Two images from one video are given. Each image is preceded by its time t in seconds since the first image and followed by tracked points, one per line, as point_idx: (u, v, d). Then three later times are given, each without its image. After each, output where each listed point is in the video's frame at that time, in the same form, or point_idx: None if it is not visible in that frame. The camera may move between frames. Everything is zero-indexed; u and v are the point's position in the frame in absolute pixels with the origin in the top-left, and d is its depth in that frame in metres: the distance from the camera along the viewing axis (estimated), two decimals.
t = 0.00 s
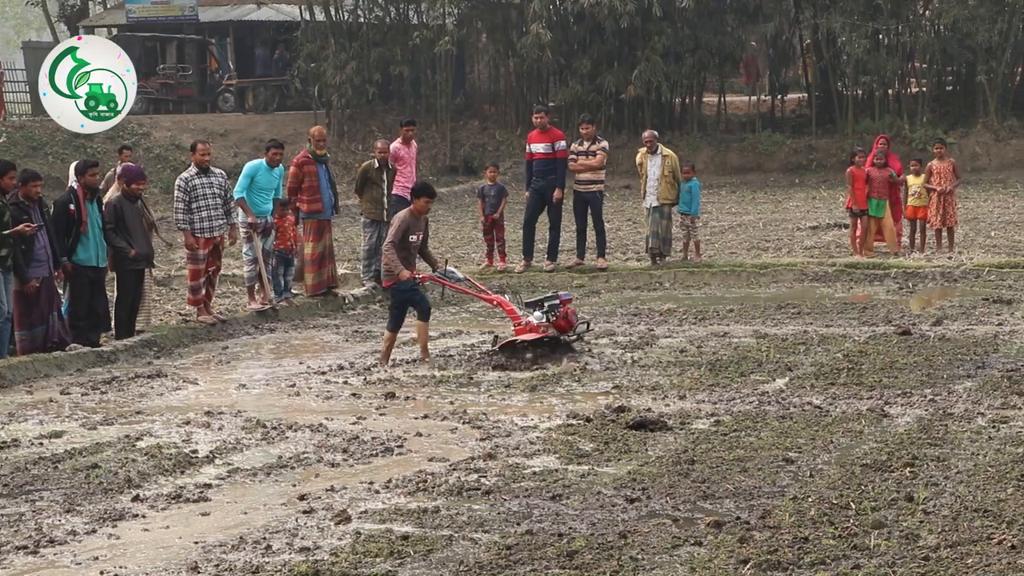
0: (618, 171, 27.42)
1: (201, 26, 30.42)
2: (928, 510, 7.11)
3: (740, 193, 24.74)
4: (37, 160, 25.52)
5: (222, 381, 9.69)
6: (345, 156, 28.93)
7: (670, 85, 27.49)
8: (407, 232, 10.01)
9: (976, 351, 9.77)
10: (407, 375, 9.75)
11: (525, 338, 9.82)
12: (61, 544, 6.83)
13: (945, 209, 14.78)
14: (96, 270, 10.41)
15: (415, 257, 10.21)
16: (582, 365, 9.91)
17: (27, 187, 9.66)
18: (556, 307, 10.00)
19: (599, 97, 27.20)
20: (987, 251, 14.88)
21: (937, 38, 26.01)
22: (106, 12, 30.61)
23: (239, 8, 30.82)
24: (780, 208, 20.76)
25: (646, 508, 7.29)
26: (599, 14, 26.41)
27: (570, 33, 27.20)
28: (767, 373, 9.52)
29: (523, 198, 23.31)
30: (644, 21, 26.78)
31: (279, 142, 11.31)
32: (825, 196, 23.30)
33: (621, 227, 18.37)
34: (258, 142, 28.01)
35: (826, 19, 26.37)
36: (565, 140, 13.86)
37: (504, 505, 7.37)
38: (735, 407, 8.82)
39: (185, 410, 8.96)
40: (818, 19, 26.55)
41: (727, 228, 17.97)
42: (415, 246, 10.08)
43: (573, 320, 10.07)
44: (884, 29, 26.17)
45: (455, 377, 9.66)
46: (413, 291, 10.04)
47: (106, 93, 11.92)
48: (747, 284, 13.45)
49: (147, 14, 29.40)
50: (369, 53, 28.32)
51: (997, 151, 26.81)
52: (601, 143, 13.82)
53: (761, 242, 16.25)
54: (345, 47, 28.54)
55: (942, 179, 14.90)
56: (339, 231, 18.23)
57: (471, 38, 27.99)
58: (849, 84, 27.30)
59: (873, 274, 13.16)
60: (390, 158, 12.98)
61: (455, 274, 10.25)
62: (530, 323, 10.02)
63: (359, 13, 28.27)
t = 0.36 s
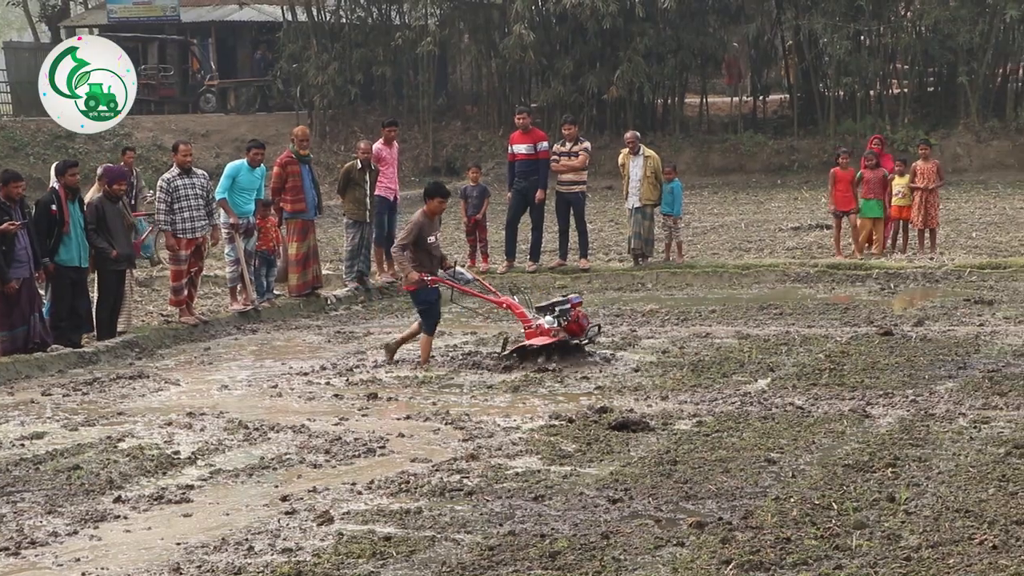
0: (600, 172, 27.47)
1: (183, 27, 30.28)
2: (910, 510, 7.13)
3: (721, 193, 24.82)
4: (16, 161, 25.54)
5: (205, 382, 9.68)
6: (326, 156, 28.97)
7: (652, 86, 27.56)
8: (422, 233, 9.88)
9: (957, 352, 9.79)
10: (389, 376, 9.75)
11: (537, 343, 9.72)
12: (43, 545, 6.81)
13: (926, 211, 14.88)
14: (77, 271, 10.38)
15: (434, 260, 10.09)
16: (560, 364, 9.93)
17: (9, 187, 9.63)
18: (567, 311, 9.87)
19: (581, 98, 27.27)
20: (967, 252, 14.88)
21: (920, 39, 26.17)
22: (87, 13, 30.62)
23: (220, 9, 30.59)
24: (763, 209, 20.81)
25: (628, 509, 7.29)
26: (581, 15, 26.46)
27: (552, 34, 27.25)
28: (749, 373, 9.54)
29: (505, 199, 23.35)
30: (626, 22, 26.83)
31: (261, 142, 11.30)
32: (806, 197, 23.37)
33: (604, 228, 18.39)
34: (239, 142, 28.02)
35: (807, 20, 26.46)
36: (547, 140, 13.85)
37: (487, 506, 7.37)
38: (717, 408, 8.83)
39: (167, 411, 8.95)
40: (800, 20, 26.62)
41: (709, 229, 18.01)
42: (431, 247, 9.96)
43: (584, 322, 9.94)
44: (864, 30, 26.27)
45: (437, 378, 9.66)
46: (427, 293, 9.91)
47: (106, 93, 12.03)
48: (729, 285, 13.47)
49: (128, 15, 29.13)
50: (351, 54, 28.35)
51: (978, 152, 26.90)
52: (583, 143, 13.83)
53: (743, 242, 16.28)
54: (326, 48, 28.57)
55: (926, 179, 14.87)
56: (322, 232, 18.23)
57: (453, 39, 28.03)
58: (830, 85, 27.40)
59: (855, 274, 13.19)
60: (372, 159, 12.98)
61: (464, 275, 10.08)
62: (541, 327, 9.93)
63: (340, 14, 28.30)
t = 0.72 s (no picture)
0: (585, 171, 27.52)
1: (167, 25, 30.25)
2: (893, 508, 7.14)
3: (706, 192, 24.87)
4: None
5: (188, 380, 9.68)
6: (310, 155, 28.99)
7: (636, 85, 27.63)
8: (424, 228, 9.96)
9: (940, 350, 9.81)
10: (374, 374, 9.74)
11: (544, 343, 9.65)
12: (26, 543, 6.81)
13: (911, 208, 14.81)
14: (60, 268, 10.38)
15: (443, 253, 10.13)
16: (541, 362, 9.94)
17: None
18: (576, 312, 9.78)
19: (565, 97, 27.33)
20: (951, 250, 14.92)
21: (903, 39, 26.44)
22: (70, 11, 30.61)
23: (205, 7, 30.57)
24: (746, 207, 20.84)
25: (612, 506, 7.30)
26: (566, 14, 26.52)
27: (536, 33, 27.29)
28: (734, 372, 9.53)
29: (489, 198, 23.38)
30: (610, 21, 26.88)
31: (244, 139, 11.29)
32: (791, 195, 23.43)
33: (588, 226, 18.41)
34: (223, 141, 28.02)
35: (792, 19, 26.54)
36: (532, 139, 13.90)
37: (471, 504, 7.37)
38: (701, 406, 8.83)
39: (150, 409, 8.93)
40: (784, 19, 26.70)
41: (694, 227, 18.04)
42: (434, 243, 10.02)
43: (591, 325, 9.88)
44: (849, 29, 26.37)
45: (421, 375, 9.65)
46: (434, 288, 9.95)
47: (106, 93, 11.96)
48: (713, 283, 13.49)
49: (111, 12, 29.13)
50: (335, 52, 28.37)
51: (962, 151, 27.04)
52: (567, 142, 13.83)
53: (727, 241, 16.30)
54: (310, 45, 28.59)
55: (910, 178, 14.83)
56: (307, 230, 18.23)
57: (438, 37, 28.07)
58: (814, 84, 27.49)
59: (838, 273, 13.20)
60: (357, 157, 12.98)
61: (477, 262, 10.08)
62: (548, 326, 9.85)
63: (324, 12, 28.32)
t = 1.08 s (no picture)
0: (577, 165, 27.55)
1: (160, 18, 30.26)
2: (883, 503, 7.15)
3: (698, 186, 24.88)
4: None
5: (180, 372, 9.69)
6: (303, 147, 29.00)
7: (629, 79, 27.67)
8: (442, 221, 9.95)
9: (931, 346, 9.83)
10: (366, 367, 9.75)
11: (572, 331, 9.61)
12: (17, 535, 6.81)
13: (902, 205, 14.86)
14: (53, 260, 10.40)
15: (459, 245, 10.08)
16: (531, 356, 9.96)
17: None
18: (601, 299, 9.80)
19: (558, 90, 27.37)
20: (943, 246, 14.94)
21: (895, 33, 26.52)
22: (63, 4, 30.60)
23: None
24: (739, 202, 20.86)
25: (603, 500, 7.31)
26: (558, 7, 26.56)
27: (529, 26, 27.31)
28: (725, 367, 9.54)
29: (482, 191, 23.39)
30: (603, 14, 26.92)
31: (236, 131, 11.27)
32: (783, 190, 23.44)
33: (580, 221, 18.42)
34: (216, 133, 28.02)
35: (785, 13, 26.58)
36: (524, 132, 13.83)
37: (462, 497, 7.38)
38: (692, 400, 8.84)
39: (141, 402, 8.94)
40: (777, 13, 26.74)
41: (687, 222, 18.04)
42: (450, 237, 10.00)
43: (617, 313, 9.89)
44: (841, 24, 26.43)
45: (413, 369, 9.66)
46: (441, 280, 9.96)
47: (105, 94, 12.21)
48: (705, 278, 13.50)
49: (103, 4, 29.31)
50: (328, 45, 28.40)
51: (954, 147, 27.04)
52: (559, 136, 13.86)
53: (720, 236, 16.31)
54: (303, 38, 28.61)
55: (901, 173, 14.84)
56: (299, 223, 18.23)
57: (430, 30, 28.10)
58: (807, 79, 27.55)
59: (830, 268, 13.21)
60: (349, 151, 12.95)
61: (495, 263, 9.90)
62: (574, 315, 9.82)
63: (317, 4, 28.35)
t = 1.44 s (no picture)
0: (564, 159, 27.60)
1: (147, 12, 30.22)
2: (871, 496, 7.16)
3: (687, 180, 24.91)
4: None
5: (167, 366, 9.68)
6: (292, 142, 28.99)
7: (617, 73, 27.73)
8: (469, 216, 9.84)
9: (919, 339, 9.84)
10: (354, 361, 9.74)
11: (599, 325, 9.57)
12: (3, 529, 6.80)
13: (890, 199, 14.93)
14: (40, 255, 10.37)
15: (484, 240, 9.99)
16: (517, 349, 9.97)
17: None
18: (627, 295, 9.81)
19: (546, 84, 27.43)
20: (931, 239, 14.96)
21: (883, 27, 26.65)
22: None
23: None
24: (727, 196, 20.88)
25: (591, 494, 7.31)
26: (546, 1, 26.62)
27: (517, 20, 27.38)
28: (713, 361, 9.55)
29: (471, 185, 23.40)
30: (590, 8, 26.99)
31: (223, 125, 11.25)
32: (771, 184, 23.49)
33: (568, 214, 18.41)
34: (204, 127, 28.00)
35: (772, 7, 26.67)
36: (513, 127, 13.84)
37: (450, 491, 7.37)
38: (680, 394, 8.85)
39: (129, 396, 8.92)
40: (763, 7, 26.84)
41: (675, 216, 18.06)
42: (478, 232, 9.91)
43: (642, 309, 9.90)
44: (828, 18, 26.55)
45: (400, 363, 9.65)
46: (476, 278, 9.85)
47: (105, 93, 11.60)
48: (693, 272, 13.52)
49: None
50: (315, 38, 28.44)
51: (940, 140, 27.28)
52: (547, 130, 13.86)
53: (707, 230, 16.33)
54: (291, 32, 28.62)
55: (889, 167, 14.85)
56: (286, 217, 18.21)
57: (418, 24, 28.14)
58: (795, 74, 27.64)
59: (817, 261, 13.23)
60: (336, 145, 12.94)
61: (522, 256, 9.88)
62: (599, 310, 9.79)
63: None
